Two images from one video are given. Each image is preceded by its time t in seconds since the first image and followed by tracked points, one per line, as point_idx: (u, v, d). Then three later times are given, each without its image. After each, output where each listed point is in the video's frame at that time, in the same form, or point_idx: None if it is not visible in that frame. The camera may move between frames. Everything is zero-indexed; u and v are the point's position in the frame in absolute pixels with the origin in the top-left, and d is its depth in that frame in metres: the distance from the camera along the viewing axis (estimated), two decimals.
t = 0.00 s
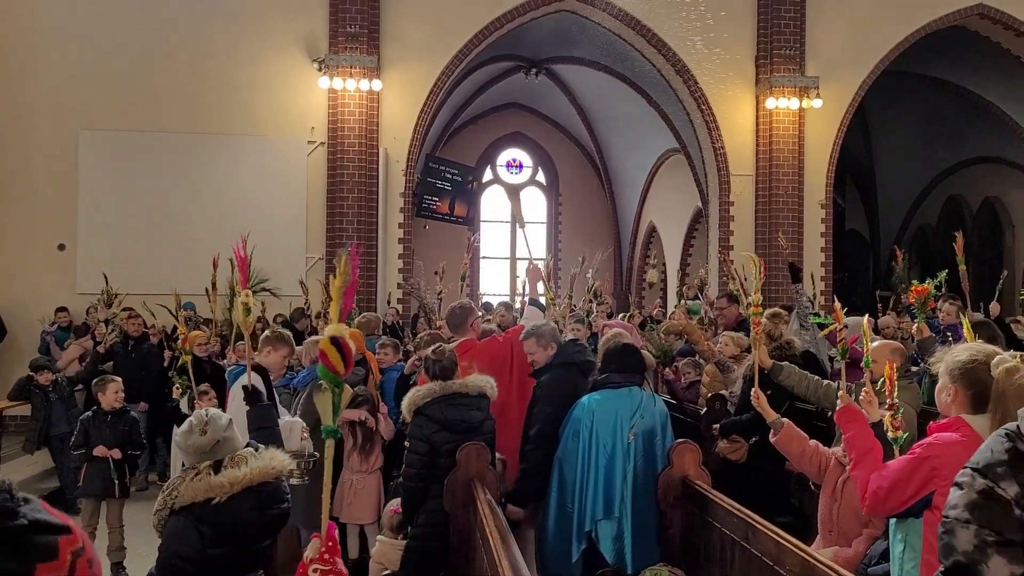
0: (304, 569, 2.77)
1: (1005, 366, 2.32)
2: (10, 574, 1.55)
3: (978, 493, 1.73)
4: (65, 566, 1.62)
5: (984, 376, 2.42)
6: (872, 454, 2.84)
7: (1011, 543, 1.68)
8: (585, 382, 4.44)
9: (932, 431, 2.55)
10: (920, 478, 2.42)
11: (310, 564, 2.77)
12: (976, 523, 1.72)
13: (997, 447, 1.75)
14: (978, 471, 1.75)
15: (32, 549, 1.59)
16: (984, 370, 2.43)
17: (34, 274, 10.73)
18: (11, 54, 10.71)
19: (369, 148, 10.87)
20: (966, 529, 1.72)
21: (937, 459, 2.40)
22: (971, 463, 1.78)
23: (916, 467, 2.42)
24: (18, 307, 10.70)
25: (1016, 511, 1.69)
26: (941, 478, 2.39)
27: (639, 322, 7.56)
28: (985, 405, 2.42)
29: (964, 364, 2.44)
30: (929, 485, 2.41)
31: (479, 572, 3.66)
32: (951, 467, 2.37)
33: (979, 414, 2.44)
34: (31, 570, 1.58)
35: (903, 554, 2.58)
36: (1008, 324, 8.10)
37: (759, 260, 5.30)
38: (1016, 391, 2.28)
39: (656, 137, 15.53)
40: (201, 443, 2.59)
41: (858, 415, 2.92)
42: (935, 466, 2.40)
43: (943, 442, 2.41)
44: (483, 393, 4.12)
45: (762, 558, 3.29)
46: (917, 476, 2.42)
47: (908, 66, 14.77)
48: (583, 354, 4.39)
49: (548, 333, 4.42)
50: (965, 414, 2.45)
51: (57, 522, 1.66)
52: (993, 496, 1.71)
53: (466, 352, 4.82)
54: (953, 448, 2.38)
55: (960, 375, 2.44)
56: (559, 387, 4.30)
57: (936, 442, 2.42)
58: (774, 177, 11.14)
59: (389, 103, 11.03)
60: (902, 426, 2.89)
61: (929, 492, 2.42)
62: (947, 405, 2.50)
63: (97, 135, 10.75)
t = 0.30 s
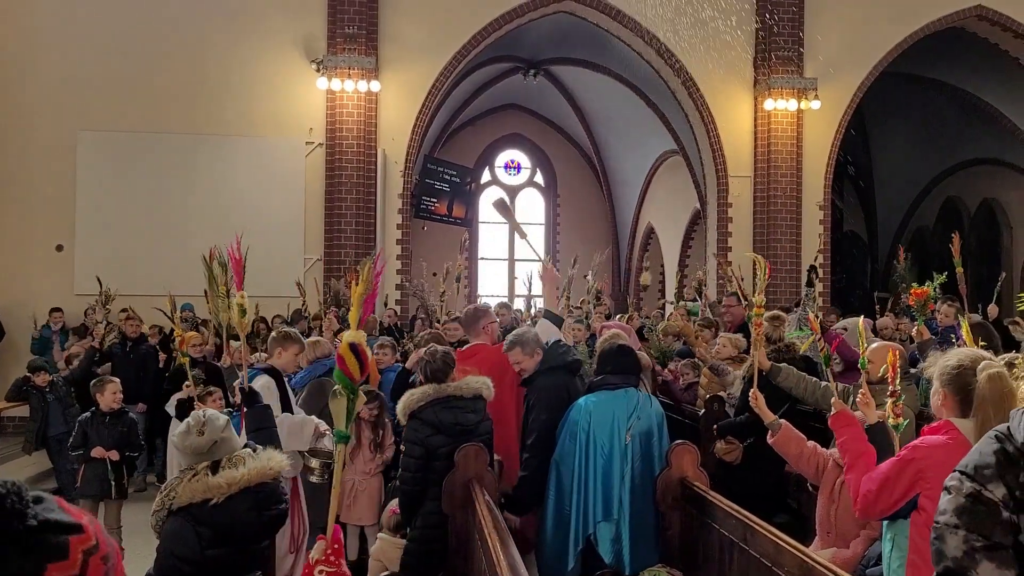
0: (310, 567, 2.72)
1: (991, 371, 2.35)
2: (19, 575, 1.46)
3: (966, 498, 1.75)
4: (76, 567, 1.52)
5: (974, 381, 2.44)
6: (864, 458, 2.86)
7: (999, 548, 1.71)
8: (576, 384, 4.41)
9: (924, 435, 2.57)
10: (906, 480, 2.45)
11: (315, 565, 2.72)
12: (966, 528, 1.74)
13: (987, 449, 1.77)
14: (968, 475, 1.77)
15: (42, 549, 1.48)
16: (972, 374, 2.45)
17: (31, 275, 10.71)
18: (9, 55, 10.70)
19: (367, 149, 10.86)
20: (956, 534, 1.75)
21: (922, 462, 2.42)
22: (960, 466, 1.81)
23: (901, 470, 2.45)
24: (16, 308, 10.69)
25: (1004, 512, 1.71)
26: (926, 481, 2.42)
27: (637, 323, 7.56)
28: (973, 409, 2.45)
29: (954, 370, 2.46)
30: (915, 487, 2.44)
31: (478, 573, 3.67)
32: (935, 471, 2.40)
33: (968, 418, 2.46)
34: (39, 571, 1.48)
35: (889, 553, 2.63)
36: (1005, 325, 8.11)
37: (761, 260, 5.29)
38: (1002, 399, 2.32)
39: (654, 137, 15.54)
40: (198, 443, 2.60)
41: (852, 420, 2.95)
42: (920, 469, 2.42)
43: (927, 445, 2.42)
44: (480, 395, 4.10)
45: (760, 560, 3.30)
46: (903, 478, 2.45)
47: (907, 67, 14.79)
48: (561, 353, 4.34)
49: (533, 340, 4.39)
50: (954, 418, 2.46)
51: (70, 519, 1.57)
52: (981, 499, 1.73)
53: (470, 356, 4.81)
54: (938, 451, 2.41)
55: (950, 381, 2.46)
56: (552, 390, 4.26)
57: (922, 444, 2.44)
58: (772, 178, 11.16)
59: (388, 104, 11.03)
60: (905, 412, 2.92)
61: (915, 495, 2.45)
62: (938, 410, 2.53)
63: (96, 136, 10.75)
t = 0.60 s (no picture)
0: None
1: (966, 363, 2.38)
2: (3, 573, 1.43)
3: (948, 502, 1.83)
4: (60, 562, 1.49)
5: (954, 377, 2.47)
6: (849, 456, 2.88)
7: (983, 550, 1.79)
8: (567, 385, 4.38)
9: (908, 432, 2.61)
10: (891, 477, 2.50)
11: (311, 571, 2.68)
12: (949, 533, 1.81)
13: (966, 454, 1.85)
14: (949, 479, 1.85)
15: (28, 545, 1.46)
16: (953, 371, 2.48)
17: (21, 277, 10.63)
18: None
19: (360, 150, 10.85)
20: (940, 539, 1.82)
21: (906, 459, 2.47)
22: (942, 471, 1.89)
23: (886, 468, 2.50)
24: (5, 309, 10.60)
25: (986, 515, 1.79)
26: (910, 477, 2.47)
27: (632, 324, 7.57)
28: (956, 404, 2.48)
29: (933, 365, 2.49)
30: (900, 484, 2.49)
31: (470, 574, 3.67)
32: (918, 467, 2.45)
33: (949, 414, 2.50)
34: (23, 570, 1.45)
35: (877, 551, 2.65)
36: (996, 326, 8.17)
37: (757, 261, 5.28)
38: (978, 390, 2.36)
39: (647, 139, 15.58)
40: (189, 445, 2.55)
41: (838, 419, 2.97)
42: (903, 466, 2.48)
43: (911, 443, 2.48)
44: (471, 396, 4.09)
45: (752, 560, 3.33)
46: (887, 475, 2.50)
47: (898, 70, 14.87)
48: (548, 356, 4.30)
49: (523, 343, 4.30)
50: (935, 414, 2.51)
51: (54, 515, 1.53)
52: (962, 502, 1.81)
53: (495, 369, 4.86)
54: (921, 447, 2.45)
55: (931, 377, 2.49)
56: (542, 393, 4.22)
57: (905, 442, 2.50)
58: (765, 180, 11.20)
59: (382, 105, 11.01)
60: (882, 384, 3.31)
61: (900, 492, 2.50)
62: (921, 407, 2.56)
63: (87, 137, 10.69)
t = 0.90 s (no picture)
0: None
1: (947, 362, 2.43)
2: None
3: (937, 504, 1.84)
4: (38, 561, 1.40)
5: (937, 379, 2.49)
6: (835, 458, 2.89)
7: (973, 553, 1.80)
8: (557, 385, 4.35)
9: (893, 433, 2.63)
10: (876, 479, 2.51)
11: None
12: (939, 535, 1.82)
13: (954, 455, 1.87)
14: (937, 481, 1.86)
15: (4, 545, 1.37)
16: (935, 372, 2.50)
17: (10, 277, 10.57)
18: None
19: (352, 149, 10.82)
20: (930, 541, 1.82)
21: (889, 460, 2.49)
22: (930, 473, 1.90)
23: (870, 470, 2.51)
24: None
25: (975, 516, 1.80)
26: (894, 479, 2.48)
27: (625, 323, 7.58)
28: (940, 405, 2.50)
29: (914, 367, 2.52)
30: (884, 486, 2.49)
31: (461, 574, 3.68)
32: (901, 469, 2.46)
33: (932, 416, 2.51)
34: None
35: (862, 551, 2.64)
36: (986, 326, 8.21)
37: (750, 262, 5.26)
38: (960, 388, 2.40)
39: (639, 139, 15.59)
40: (179, 446, 2.54)
41: (822, 422, 2.99)
42: (887, 467, 2.49)
43: (895, 444, 2.49)
44: (461, 397, 4.10)
45: (743, 560, 3.37)
46: (872, 477, 2.51)
47: (889, 71, 14.92)
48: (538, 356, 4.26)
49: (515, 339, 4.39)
50: (918, 416, 2.53)
51: (31, 514, 1.43)
52: (952, 504, 1.82)
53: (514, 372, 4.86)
54: (905, 449, 2.47)
55: (913, 379, 2.52)
56: (532, 393, 4.21)
57: (889, 444, 2.51)
58: (757, 181, 11.22)
59: (373, 105, 10.99)
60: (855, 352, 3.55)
61: (885, 493, 2.50)
62: (905, 410, 2.59)
63: (77, 137, 10.64)
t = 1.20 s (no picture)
0: None
1: (924, 365, 2.46)
2: None
3: (901, 504, 1.86)
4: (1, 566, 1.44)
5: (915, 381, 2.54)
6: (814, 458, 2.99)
7: (933, 552, 1.82)
8: (538, 386, 4.34)
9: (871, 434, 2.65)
10: (851, 478, 2.52)
11: None
12: (901, 534, 1.84)
13: (918, 456, 1.89)
14: (901, 481, 1.88)
15: None
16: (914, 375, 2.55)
17: None
18: None
19: (333, 150, 10.78)
20: (892, 540, 1.84)
21: (865, 461, 2.50)
22: (896, 474, 1.92)
23: (846, 469, 2.52)
24: None
25: (936, 516, 1.82)
26: (869, 479, 2.50)
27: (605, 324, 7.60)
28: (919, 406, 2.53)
29: (892, 369, 2.57)
30: (859, 485, 2.51)
31: None
32: (877, 468, 2.48)
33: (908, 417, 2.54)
34: None
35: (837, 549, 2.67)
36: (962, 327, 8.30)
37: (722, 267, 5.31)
38: (933, 390, 2.44)
39: (621, 141, 15.64)
40: (143, 447, 2.53)
41: (804, 422, 3.07)
42: (862, 467, 2.50)
43: (871, 445, 2.51)
44: (441, 399, 4.09)
45: (723, 560, 3.38)
46: (848, 476, 2.52)
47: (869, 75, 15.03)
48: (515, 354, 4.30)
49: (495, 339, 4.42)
50: (896, 417, 2.56)
51: None
52: (914, 504, 1.84)
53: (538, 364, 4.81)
54: (880, 449, 2.49)
55: (892, 381, 2.57)
56: (512, 392, 4.21)
57: (865, 444, 2.52)
58: (737, 182, 11.28)
59: (355, 105, 10.95)
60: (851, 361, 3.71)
61: (860, 493, 2.52)
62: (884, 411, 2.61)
63: (55, 136, 10.55)
